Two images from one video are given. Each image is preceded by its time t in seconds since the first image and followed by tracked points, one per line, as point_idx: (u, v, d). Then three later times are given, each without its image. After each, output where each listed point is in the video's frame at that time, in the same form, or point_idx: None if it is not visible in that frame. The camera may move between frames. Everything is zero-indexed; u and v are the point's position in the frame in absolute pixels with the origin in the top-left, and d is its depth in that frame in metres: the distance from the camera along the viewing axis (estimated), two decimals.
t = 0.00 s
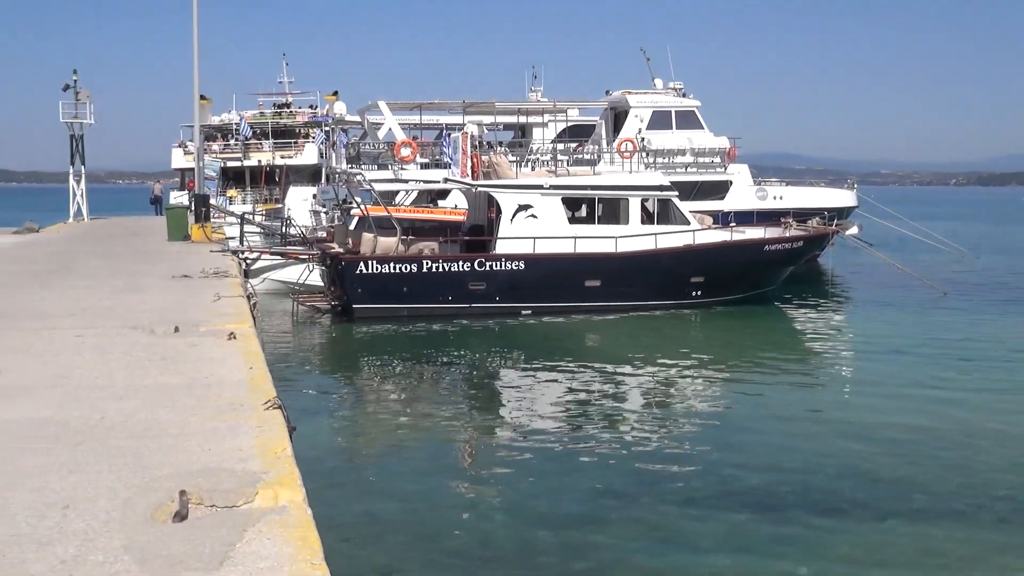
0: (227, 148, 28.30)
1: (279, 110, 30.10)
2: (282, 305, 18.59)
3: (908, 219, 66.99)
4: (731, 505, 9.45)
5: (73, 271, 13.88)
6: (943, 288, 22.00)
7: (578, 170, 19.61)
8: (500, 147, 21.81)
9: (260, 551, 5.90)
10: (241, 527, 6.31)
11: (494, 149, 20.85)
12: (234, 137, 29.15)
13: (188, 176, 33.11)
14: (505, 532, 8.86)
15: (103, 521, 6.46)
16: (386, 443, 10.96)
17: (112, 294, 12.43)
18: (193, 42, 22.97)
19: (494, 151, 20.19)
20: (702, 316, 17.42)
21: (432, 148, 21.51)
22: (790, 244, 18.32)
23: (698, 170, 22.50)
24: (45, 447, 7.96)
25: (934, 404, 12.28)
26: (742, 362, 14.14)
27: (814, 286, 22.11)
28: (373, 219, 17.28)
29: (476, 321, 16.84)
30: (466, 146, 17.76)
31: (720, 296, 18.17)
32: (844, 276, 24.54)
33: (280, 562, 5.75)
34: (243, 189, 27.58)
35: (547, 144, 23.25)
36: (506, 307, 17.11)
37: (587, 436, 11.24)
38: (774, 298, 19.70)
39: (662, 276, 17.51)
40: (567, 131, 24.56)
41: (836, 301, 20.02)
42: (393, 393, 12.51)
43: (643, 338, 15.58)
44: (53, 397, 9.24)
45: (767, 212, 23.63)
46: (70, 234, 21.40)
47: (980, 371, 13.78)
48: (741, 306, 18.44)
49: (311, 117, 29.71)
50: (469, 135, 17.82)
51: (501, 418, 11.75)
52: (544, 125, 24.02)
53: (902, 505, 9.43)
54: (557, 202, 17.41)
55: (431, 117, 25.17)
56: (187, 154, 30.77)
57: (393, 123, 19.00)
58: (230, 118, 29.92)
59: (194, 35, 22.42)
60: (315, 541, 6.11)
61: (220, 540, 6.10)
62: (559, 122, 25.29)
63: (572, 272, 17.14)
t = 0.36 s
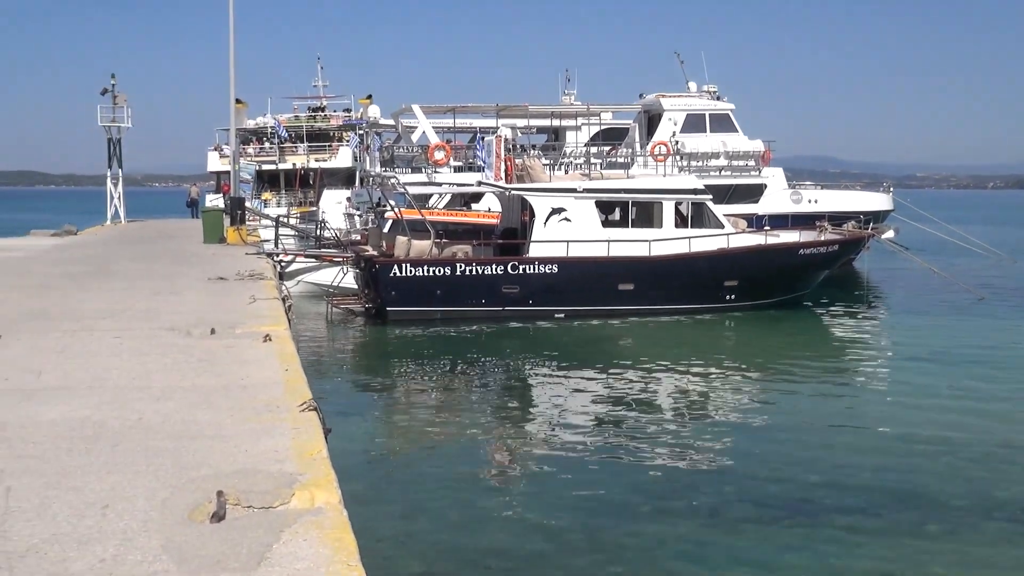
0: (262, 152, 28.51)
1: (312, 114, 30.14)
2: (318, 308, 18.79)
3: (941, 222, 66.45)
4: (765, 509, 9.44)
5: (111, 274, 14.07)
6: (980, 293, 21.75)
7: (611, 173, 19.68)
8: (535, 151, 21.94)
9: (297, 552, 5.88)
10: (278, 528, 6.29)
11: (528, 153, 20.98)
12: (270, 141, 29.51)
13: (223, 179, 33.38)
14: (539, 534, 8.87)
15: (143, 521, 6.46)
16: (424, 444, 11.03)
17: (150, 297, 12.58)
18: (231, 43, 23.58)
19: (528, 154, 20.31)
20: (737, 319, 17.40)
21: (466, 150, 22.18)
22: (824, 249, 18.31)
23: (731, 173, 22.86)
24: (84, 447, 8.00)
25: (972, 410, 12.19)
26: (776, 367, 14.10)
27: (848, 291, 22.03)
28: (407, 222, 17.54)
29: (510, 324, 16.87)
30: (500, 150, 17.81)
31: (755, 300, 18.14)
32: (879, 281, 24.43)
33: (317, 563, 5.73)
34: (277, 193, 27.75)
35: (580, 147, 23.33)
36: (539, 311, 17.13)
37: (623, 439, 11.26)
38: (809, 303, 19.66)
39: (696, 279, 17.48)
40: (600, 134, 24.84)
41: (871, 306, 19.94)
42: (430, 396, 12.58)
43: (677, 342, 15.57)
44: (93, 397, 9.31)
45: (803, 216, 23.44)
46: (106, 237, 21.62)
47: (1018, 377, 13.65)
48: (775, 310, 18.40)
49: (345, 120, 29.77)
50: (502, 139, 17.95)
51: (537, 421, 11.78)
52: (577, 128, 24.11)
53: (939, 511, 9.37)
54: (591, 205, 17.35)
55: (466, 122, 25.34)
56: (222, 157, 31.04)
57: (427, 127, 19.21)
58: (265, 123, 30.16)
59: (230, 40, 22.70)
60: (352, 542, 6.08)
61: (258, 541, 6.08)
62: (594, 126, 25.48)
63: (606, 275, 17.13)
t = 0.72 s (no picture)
0: (296, 154, 28.79)
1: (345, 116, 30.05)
2: (350, 309, 18.94)
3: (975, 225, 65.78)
4: (798, 512, 9.40)
5: (147, 275, 14.25)
6: (1016, 297, 21.52)
7: (643, 175, 19.72)
8: (567, 153, 22.03)
9: (331, 552, 5.85)
10: (313, 528, 6.25)
11: (561, 155, 21.07)
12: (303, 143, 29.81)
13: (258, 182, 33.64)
14: (570, 535, 8.86)
15: (179, 520, 6.40)
16: (458, 445, 11.08)
17: (187, 298, 12.72)
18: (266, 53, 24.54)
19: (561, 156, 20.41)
20: (769, 322, 17.35)
21: (498, 152, 22.39)
22: (859, 251, 18.20)
23: (764, 176, 22.87)
24: (121, 446, 7.99)
25: (1009, 415, 12.05)
26: (809, 371, 14.03)
27: (882, 294, 21.91)
28: (439, 224, 17.50)
29: (542, 326, 16.90)
30: (532, 151, 18.08)
31: (787, 303, 18.07)
32: (913, 284, 24.29)
33: (351, 563, 5.68)
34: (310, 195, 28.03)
35: (612, 149, 23.40)
36: (571, 313, 17.13)
37: (656, 442, 11.24)
38: (843, 306, 19.56)
39: (728, 282, 17.43)
40: (633, 135, 24.90)
41: (905, 309, 19.80)
42: (464, 398, 12.63)
43: (709, 345, 15.53)
44: (130, 396, 9.35)
45: (837, 218, 23.63)
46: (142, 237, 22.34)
47: None
48: (807, 313, 18.32)
49: (377, 122, 29.80)
50: (536, 140, 18.21)
51: (571, 423, 11.79)
52: (609, 130, 24.18)
53: (974, 517, 9.28)
54: (622, 207, 17.50)
55: (498, 123, 25.38)
56: (256, 159, 31.29)
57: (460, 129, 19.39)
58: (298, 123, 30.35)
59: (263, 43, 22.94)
60: (386, 542, 6.04)
61: (293, 541, 6.05)
62: (627, 126, 25.44)
63: (638, 277, 17.13)
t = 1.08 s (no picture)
0: (324, 156, 29.05)
1: (374, 118, 30.48)
2: (378, 311, 19.03)
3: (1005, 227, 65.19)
4: (828, 517, 9.32)
5: (178, 277, 14.38)
6: None
7: (672, 177, 19.73)
8: (595, 155, 22.08)
9: (361, 554, 5.73)
10: (343, 529, 6.12)
11: (589, 157, 21.12)
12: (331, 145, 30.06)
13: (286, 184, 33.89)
14: (599, 539, 8.81)
15: (210, 520, 6.28)
16: (487, 447, 11.09)
17: (217, 300, 12.83)
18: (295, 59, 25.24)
19: (590, 158, 20.46)
20: (799, 325, 17.30)
21: (525, 154, 22.46)
22: (888, 253, 18.16)
23: (793, 178, 23.13)
24: (152, 446, 7.90)
25: None
26: (838, 375, 13.98)
27: (911, 296, 21.77)
28: (467, 225, 17.65)
29: (570, 328, 16.92)
30: (559, 154, 18.22)
31: (815, 305, 18.00)
32: (944, 286, 24.13)
33: (381, 564, 5.58)
34: (339, 198, 28.26)
35: (639, 151, 23.45)
36: (600, 314, 17.16)
37: (685, 444, 11.25)
38: (873, 308, 19.47)
39: (756, 284, 17.39)
40: (661, 137, 24.99)
41: (936, 312, 19.67)
42: (494, 400, 12.69)
43: (737, 348, 15.48)
44: (162, 397, 9.35)
45: (866, 220, 23.50)
46: (179, 237, 23.41)
47: None
48: (836, 315, 18.26)
49: (405, 124, 30.08)
50: (563, 143, 18.27)
51: (599, 425, 11.80)
52: (637, 132, 24.23)
53: (1006, 523, 9.16)
54: (650, 209, 17.48)
55: (526, 125, 25.43)
56: (284, 161, 31.52)
57: (488, 132, 19.51)
58: (327, 126, 30.69)
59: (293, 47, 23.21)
60: (416, 544, 5.91)
61: (323, 542, 5.93)
62: (654, 130, 25.49)
63: (667, 279, 17.13)
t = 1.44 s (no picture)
0: (349, 159, 29.32)
1: (399, 121, 30.63)
2: (402, 313, 19.09)
3: None
4: (856, 522, 9.23)
5: (203, 279, 14.45)
6: None
7: (697, 179, 19.76)
8: (619, 158, 22.13)
9: (387, 556, 5.65)
10: (369, 531, 6.04)
11: (614, 159, 21.17)
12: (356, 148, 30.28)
13: (311, 187, 34.05)
14: (624, 542, 8.75)
15: (237, 522, 6.19)
16: (514, 451, 11.09)
17: (243, 303, 12.89)
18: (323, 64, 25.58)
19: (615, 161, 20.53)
20: (824, 328, 17.26)
21: (549, 158, 22.50)
22: (914, 257, 18.09)
23: (819, 181, 22.75)
24: (180, 447, 7.84)
25: None
26: (864, 379, 13.91)
27: (938, 300, 21.65)
28: (491, 228, 17.65)
29: (594, 331, 16.93)
30: (584, 156, 18.38)
31: (840, 309, 17.95)
32: (971, 290, 23.98)
33: (408, 567, 5.49)
34: (363, 200, 28.45)
35: (664, 154, 23.49)
36: (624, 317, 17.16)
37: (710, 447, 11.25)
38: (899, 312, 19.37)
39: (781, 287, 17.37)
40: (685, 140, 25.29)
41: (963, 316, 19.55)
42: (519, 404, 12.71)
43: (762, 351, 15.43)
44: (189, 398, 9.35)
45: (893, 223, 23.47)
46: (206, 239, 24.05)
47: None
48: (862, 319, 18.18)
49: (430, 127, 30.23)
50: (588, 145, 18.38)
51: (624, 429, 11.82)
52: (661, 135, 24.29)
53: None
54: (675, 212, 17.46)
55: (550, 128, 25.51)
56: (309, 164, 31.67)
57: (512, 135, 19.54)
58: (352, 130, 30.96)
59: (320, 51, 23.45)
60: (442, 547, 5.82)
61: (348, 543, 5.84)
62: (678, 132, 25.62)
63: (691, 281, 17.13)
